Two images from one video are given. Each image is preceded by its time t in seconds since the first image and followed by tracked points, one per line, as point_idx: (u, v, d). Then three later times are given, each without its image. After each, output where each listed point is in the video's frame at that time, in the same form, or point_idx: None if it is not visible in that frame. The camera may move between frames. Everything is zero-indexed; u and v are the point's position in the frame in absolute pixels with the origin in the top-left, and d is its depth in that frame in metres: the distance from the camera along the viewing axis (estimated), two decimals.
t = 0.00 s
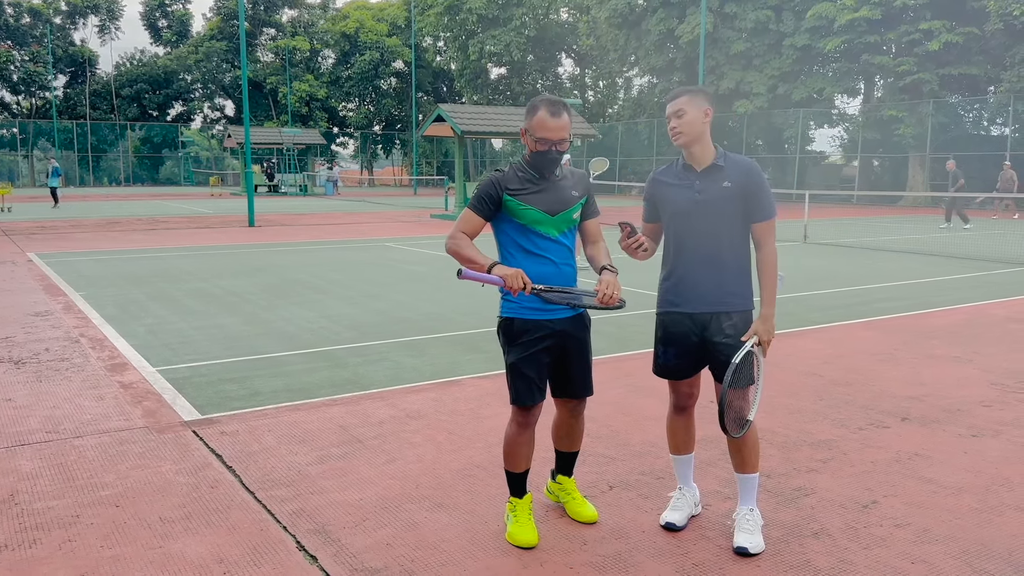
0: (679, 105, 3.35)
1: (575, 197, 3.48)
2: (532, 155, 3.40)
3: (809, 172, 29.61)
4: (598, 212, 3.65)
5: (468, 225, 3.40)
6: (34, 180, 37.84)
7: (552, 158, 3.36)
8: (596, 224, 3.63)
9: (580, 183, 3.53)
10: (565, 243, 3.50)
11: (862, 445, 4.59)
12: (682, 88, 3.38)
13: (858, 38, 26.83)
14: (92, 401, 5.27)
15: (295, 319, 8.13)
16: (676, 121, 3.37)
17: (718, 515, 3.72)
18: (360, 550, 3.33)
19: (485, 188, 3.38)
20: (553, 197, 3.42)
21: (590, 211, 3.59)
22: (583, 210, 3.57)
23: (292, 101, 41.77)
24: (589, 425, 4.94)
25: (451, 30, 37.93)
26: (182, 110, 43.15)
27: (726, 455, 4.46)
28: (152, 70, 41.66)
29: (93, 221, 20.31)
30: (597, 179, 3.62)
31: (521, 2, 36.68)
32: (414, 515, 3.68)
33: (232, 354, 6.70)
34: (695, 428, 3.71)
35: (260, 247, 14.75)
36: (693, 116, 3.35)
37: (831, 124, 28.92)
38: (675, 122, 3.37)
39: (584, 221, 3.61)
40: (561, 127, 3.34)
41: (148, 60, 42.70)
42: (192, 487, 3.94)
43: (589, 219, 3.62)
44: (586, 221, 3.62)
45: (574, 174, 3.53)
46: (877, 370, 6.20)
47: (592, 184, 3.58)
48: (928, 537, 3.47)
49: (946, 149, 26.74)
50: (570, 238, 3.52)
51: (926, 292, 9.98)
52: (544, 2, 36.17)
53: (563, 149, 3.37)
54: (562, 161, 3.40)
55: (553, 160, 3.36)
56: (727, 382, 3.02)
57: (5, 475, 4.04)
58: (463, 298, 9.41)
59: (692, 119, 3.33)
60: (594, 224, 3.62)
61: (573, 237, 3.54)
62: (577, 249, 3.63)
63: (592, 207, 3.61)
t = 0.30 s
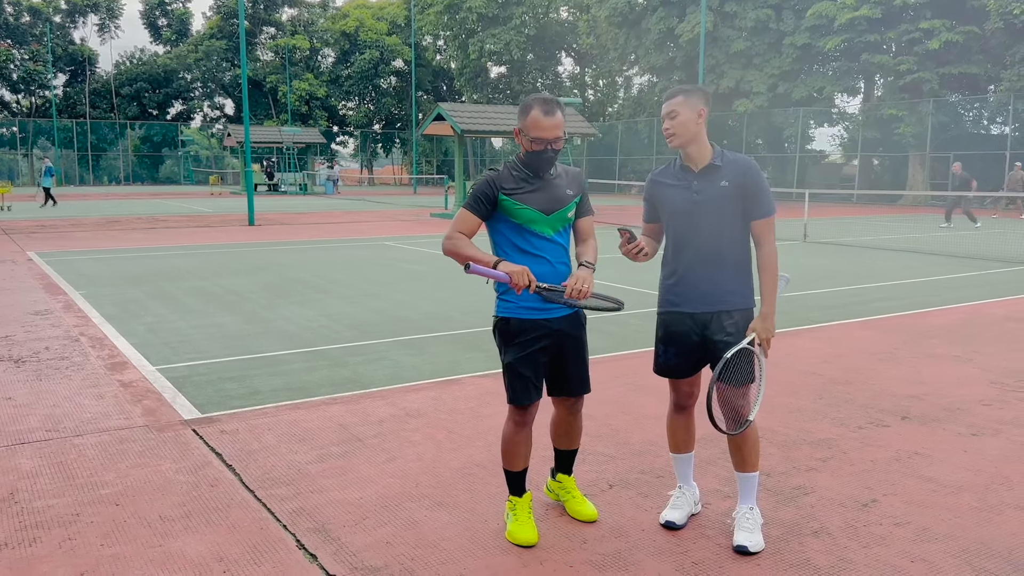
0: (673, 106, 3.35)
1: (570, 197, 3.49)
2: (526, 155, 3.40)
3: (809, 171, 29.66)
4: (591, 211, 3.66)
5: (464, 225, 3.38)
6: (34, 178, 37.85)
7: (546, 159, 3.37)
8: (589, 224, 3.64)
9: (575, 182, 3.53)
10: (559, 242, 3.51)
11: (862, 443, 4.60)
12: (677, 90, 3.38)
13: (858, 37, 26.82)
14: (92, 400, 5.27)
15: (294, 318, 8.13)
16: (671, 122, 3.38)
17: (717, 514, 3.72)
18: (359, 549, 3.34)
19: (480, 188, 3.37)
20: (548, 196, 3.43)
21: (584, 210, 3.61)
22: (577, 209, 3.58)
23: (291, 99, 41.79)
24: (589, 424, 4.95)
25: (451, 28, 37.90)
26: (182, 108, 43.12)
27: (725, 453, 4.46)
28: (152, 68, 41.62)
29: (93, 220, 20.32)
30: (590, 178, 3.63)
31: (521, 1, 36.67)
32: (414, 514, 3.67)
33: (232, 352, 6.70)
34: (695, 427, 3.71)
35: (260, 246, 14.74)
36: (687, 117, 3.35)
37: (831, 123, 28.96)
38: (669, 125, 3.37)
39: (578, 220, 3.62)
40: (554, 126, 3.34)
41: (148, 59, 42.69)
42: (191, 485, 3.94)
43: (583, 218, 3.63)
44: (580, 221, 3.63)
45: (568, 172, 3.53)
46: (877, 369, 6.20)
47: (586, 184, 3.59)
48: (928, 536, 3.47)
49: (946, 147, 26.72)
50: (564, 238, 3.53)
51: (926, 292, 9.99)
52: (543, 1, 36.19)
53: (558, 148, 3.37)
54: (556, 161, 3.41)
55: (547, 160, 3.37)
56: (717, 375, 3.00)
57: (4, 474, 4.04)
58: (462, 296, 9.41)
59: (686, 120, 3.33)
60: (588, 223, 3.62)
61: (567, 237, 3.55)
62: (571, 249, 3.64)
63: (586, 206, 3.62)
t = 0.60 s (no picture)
0: (674, 105, 3.35)
1: (566, 197, 3.49)
2: (521, 155, 3.39)
3: (809, 170, 29.72)
4: (589, 210, 3.65)
5: (460, 227, 3.38)
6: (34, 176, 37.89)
7: (540, 159, 3.37)
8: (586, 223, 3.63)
9: (572, 182, 3.52)
10: (555, 243, 3.51)
11: (862, 442, 4.60)
12: (678, 89, 3.37)
13: (858, 36, 26.82)
14: (91, 399, 5.27)
15: (294, 317, 8.13)
16: (672, 121, 3.37)
17: (717, 513, 3.72)
18: (359, 548, 3.34)
19: (476, 189, 3.36)
20: (543, 197, 3.42)
21: (582, 209, 3.59)
22: (574, 208, 3.57)
23: (291, 98, 41.82)
24: (589, 423, 4.94)
25: (451, 27, 37.85)
26: (182, 107, 43.10)
27: (725, 453, 4.46)
28: (152, 67, 41.62)
29: (93, 219, 20.31)
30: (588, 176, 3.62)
31: None
32: (414, 512, 3.67)
33: (232, 351, 6.70)
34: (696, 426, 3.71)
35: (259, 245, 14.74)
36: (688, 117, 3.34)
37: (831, 122, 29.02)
38: (670, 124, 3.37)
39: (576, 220, 3.60)
40: (549, 127, 3.32)
41: (148, 57, 42.70)
42: (191, 485, 3.94)
43: (579, 217, 3.63)
44: (577, 220, 3.63)
45: (565, 171, 3.51)
46: (877, 368, 6.20)
47: (584, 182, 3.58)
48: (927, 534, 3.47)
49: (946, 146, 26.69)
50: (560, 238, 3.53)
51: (925, 291, 10.00)
52: None
53: (553, 149, 3.36)
54: (551, 161, 3.40)
55: (541, 160, 3.36)
56: (712, 369, 3.01)
57: (4, 472, 4.04)
58: (462, 296, 9.41)
59: (688, 118, 3.32)
60: (584, 222, 3.61)
61: (563, 237, 3.54)
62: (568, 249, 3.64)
63: (583, 205, 3.61)
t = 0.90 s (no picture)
0: (677, 104, 3.35)
1: (570, 198, 3.48)
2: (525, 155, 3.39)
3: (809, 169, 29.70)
4: (593, 211, 3.65)
5: (464, 226, 3.37)
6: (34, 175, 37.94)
7: (545, 158, 3.36)
8: (590, 225, 3.63)
9: (576, 183, 3.52)
10: (558, 243, 3.49)
11: (861, 441, 4.60)
12: (682, 86, 3.37)
13: (858, 35, 26.81)
14: (91, 398, 5.28)
15: (294, 316, 8.13)
16: (676, 119, 3.37)
17: (717, 512, 3.72)
18: (359, 547, 3.34)
19: (479, 190, 3.36)
20: (548, 197, 3.42)
21: (586, 211, 3.60)
22: (578, 209, 3.56)
23: (291, 97, 41.83)
24: (589, 422, 4.95)
25: (451, 26, 37.77)
26: (182, 106, 43.09)
27: (725, 452, 4.46)
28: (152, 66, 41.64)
29: (94, 217, 20.31)
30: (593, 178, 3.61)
31: None
32: (414, 512, 3.68)
33: (232, 350, 6.70)
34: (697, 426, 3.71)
35: (260, 244, 14.75)
36: (690, 117, 3.35)
37: (831, 121, 29.00)
38: (673, 122, 3.37)
39: (579, 221, 3.60)
40: (554, 127, 3.32)
41: (148, 56, 42.70)
42: (191, 483, 3.94)
43: (584, 218, 3.62)
44: (581, 221, 3.62)
45: (569, 173, 3.51)
46: (877, 367, 6.21)
47: (588, 183, 3.57)
48: (927, 534, 3.47)
49: (946, 145, 26.68)
50: (564, 239, 3.52)
51: (925, 289, 10.01)
52: None
53: (557, 149, 3.36)
54: (555, 160, 3.39)
55: (545, 160, 3.36)
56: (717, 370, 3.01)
57: (4, 471, 4.05)
58: (462, 295, 9.42)
59: (691, 116, 3.32)
60: (588, 224, 3.61)
61: (567, 238, 3.53)
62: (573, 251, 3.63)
63: (587, 206, 3.60)
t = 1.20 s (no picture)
0: (678, 104, 3.35)
1: (583, 197, 3.48)
2: (545, 146, 3.40)
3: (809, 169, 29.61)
4: (603, 212, 3.65)
5: (475, 220, 3.37)
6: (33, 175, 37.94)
7: (564, 145, 3.36)
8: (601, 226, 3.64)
9: (588, 182, 3.53)
10: (571, 241, 3.49)
11: (861, 440, 4.60)
12: (684, 86, 3.36)
13: (859, 34, 26.81)
14: (91, 397, 5.28)
15: (293, 315, 8.12)
16: (679, 118, 3.36)
17: (717, 511, 3.72)
18: (359, 546, 3.34)
19: (495, 183, 3.34)
20: (562, 194, 3.41)
21: (597, 212, 3.61)
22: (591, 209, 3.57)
23: (291, 97, 41.84)
24: (589, 422, 4.95)
25: (451, 26, 37.70)
26: (182, 105, 43.09)
27: (725, 451, 4.46)
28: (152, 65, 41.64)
29: (94, 217, 20.31)
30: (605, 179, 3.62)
31: None
32: (414, 511, 3.68)
33: (231, 349, 6.70)
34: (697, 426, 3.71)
35: (260, 243, 14.74)
36: (693, 116, 3.34)
37: (831, 120, 28.97)
38: (676, 122, 3.36)
39: (590, 221, 3.61)
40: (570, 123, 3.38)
41: (148, 56, 42.69)
42: (191, 483, 3.94)
43: (594, 218, 3.62)
44: (592, 221, 3.62)
45: (582, 172, 3.53)
46: (877, 367, 6.20)
47: (599, 184, 3.58)
48: (927, 534, 3.47)
49: (946, 144, 26.67)
50: (576, 237, 3.51)
51: (926, 289, 10.00)
52: None
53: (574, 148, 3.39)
54: (575, 149, 3.39)
55: (567, 144, 3.35)
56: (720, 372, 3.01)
57: (4, 470, 4.05)
58: (462, 294, 9.41)
59: (693, 115, 3.32)
60: (599, 224, 3.63)
61: (579, 236, 3.53)
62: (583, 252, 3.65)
63: (598, 207, 3.60)
